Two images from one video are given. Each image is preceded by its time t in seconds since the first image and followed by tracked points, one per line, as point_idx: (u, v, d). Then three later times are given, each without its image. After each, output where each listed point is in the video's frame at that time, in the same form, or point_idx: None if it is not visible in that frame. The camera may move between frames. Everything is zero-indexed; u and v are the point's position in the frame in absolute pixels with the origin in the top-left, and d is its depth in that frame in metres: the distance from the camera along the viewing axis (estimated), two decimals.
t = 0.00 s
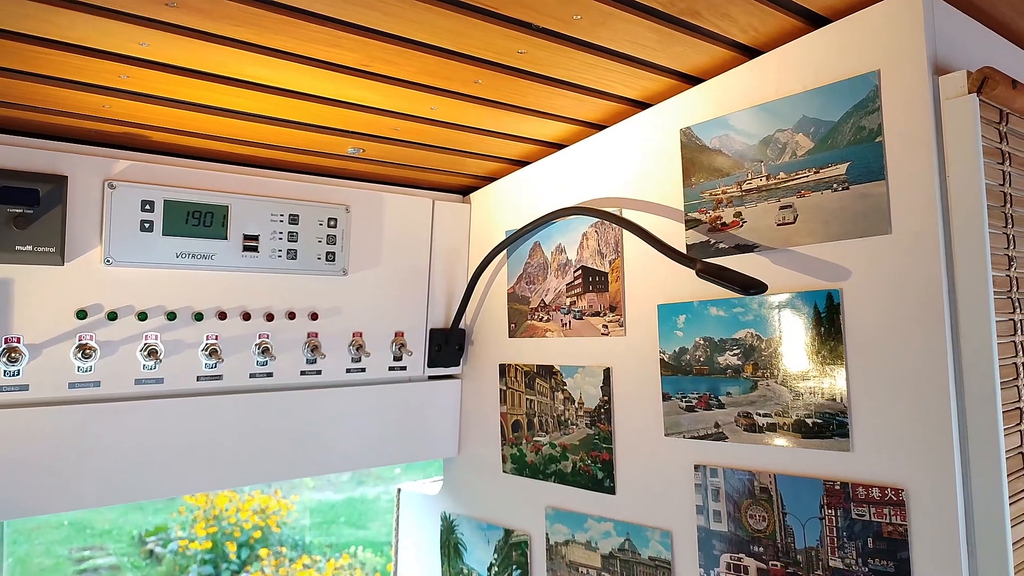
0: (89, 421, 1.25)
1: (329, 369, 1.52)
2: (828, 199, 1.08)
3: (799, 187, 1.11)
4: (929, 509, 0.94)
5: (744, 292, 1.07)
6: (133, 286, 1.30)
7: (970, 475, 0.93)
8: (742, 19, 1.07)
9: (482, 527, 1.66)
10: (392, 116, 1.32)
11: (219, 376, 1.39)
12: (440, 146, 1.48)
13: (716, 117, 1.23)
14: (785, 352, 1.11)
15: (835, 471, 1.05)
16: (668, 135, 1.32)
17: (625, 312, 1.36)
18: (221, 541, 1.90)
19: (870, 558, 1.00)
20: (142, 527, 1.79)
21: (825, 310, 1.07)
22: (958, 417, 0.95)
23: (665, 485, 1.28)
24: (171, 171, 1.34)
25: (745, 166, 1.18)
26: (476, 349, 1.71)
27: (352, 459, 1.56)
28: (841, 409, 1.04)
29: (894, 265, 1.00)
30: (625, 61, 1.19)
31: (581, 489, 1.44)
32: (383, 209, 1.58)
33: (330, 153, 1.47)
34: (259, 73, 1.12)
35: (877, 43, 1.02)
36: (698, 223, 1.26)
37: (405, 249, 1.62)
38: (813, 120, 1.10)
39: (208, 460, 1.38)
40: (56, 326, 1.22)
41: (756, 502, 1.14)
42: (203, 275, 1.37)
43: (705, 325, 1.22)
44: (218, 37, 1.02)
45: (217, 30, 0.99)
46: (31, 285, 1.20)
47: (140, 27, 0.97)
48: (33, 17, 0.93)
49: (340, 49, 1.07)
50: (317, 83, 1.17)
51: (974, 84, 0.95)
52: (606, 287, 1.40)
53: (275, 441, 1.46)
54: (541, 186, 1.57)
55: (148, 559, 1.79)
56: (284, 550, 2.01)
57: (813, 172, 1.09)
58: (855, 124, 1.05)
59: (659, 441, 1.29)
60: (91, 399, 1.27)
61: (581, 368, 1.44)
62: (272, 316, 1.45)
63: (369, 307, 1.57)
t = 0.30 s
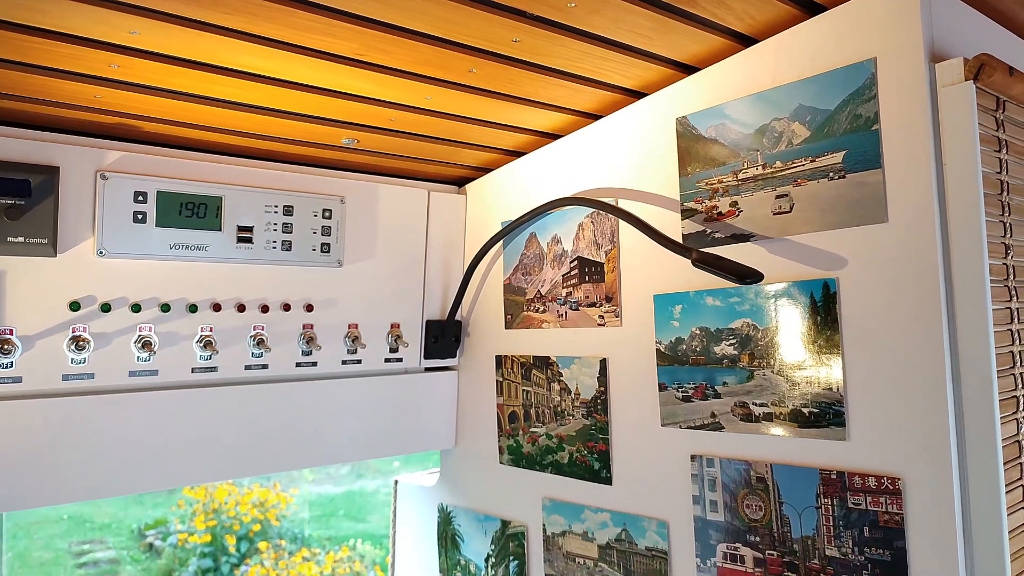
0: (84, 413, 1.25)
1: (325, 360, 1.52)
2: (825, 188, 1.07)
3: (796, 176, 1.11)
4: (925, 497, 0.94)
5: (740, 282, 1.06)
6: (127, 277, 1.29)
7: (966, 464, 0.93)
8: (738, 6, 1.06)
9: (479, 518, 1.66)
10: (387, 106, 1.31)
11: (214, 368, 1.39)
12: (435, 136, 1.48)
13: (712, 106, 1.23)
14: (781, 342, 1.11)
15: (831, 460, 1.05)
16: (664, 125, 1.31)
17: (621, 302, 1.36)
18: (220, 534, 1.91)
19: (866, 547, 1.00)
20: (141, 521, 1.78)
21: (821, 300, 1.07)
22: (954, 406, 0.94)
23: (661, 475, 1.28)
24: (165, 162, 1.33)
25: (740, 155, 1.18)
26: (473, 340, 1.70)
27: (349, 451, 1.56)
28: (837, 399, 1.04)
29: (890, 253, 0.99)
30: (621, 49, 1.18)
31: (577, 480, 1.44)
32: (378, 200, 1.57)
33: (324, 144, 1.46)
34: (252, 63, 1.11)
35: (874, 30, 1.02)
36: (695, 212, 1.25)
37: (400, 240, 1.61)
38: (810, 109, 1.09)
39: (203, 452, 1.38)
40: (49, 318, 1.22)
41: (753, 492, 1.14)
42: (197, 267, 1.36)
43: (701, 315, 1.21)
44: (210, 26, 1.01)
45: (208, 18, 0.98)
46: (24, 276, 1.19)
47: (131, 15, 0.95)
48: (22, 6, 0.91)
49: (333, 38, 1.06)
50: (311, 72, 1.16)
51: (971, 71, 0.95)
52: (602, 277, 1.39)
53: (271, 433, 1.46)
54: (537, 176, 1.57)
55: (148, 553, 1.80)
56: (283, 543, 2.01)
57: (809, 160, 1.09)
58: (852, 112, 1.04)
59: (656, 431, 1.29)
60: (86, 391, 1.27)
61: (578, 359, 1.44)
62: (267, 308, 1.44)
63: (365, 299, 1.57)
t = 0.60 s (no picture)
0: (77, 403, 1.24)
1: (320, 351, 1.51)
2: (822, 178, 1.07)
3: (793, 166, 1.10)
4: (920, 489, 0.94)
5: (736, 272, 1.06)
6: (120, 267, 1.28)
7: (961, 455, 0.93)
8: None
9: (474, 510, 1.66)
10: (383, 96, 1.30)
11: (208, 358, 1.38)
12: (432, 126, 1.47)
13: (709, 97, 1.22)
14: (778, 333, 1.11)
15: (827, 451, 1.04)
16: (661, 115, 1.30)
17: (617, 294, 1.35)
18: (215, 528, 1.91)
19: (861, 539, 1.00)
20: (136, 515, 1.79)
21: (818, 291, 1.06)
22: (950, 398, 0.94)
23: (656, 466, 1.28)
24: (159, 151, 1.32)
25: (738, 145, 1.17)
26: (468, 332, 1.70)
27: (343, 443, 1.55)
28: (833, 390, 1.04)
29: (887, 243, 0.99)
30: (619, 39, 1.17)
31: (572, 472, 1.43)
32: (374, 191, 1.57)
33: (320, 133, 1.45)
34: (247, 50, 1.10)
35: (873, 20, 1.01)
36: (691, 203, 1.25)
37: (396, 231, 1.61)
38: (807, 99, 1.08)
39: (197, 443, 1.37)
40: (41, 308, 1.21)
41: (748, 483, 1.13)
42: (191, 256, 1.35)
43: (698, 307, 1.21)
44: (205, 12, 0.99)
45: (203, 4, 0.97)
46: (16, 264, 1.18)
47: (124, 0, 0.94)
48: None
49: (330, 25, 1.05)
50: (306, 60, 1.14)
51: (970, 61, 0.94)
52: (598, 269, 1.39)
53: (265, 424, 1.45)
54: (533, 168, 1.56)
55: (142, 547, 1.80)
56: (278, 537, 2.02)
57: (807, 151, 1.08)
58: (849, 102, 1.04)
59: (651, 423, 1.29)
60: (78, 381, 1.26)
61: (574, 351, 1.44)
62: (262, 298, 1.44)
63: (360, 290, 1.56)
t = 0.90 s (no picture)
0: (68, 391, 1.23)
1: (314, 340, 1.51)
2: (817, 167, 1.06)
3: (788, 155, 1.10)
4: (912, 478, 0.94)
5: (731, 260, 1.05)
6: (112, 254, 1.27)
7: (954, 444, 0.93)
8: None
9: (468, 500, 1.66)
10: (377, 83, 1.29)
11: (200, 347, 1.37)
12: (425, 114, 1.46)
13: (704, 85, 1.21)
14: (773, 322, 1.10)
15: (820, 440, 1.04)
16: (656, 104, 1.30)
17: (612, 284, 1.35)
18: (210, 520, 1.92)
19: (854, 527, 1.00)
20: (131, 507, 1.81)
21: (812, 280, 1.06)
22: (943, 387, 0.94)
23: (649, 455, 1.28)
24: (150, 138, 1.31)
25: (733, 134, 1.17)
26: (462, 322, 1.69)
27: (337, 432, 1.55)
28: (827, 378, 1.04)
29: (882, 231, 0.99)
30: (614, 27, 1.16)
31: (566, 461, 1.43)
32: (368, 179, 1.56)
33: (313, 121, 1.44)
34: (239, 35, 1.09)
35: (869, 7, 1.00)
36: (686, 192, 1.24)
37: (390, 220, 1.60)
38: (803, 87, 1.08)
39: (190, 431, 1.37)
40: (31, 295, 1.20)
41: (741, 472, 1.13)
42: (183, 245, 1.34)
43: (692, 296, 1.21)
44: None
45: None
46: (6, 251, 1.17)
47: None
48: None
49: (323, 10, 1.03)
50: (299, 46, 1.13)
51: (965, 49, 0.94)
52: (592, 259, 1.38)
53: (258, 413, 1.45)
54: (528, 157, 1.55)
55: (137, 538, 1.82)
56: (274, 529, 2.03)
57: (802, 139, 1.08)
58: (845, 90, 1.03)
59: (644, 412, 1.29)
60: (69, 369, 1.25)
61: (568, 340, 1.43)
62: (255, 287, 1.43)
63: (354, 279, 1.55)
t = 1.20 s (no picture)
0: (58, 383, 1.22)
1: (307, 332, 1.50)
2: (812, 155, 1.05)
3: (783, 143, 1.09)
4: (907, 466, 0.94)
5: (726, 249, 1.05)
6: (102, 245, 1.26)
7: (950, 433, 0.92)
8: None
9: (463, 492, 1.66)
10: (369, 71, 1.28)
11: (192, 339, 1.36)
12: (419, 104, 1.44)
13: (700, 74, 1.20)
14: (769, 313, 1.09)
15: (816, 430, 1.04)
16: (650, 93, 1.29)
17: (607, 274, 1.34)
18: (206, 515, 1.92)
19: (849, 516, 1.00)
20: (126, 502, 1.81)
21: (807, 269, 1.05)
22: (939, 376, 0.93)
23: (645, 445, 1.27)
24: (139, 127, 1.29)
25: (728, 122, 1.16)
26: (456, 314, 1.69)
27: (330, 424, 1.54)
28: (823, 367, 1.03)
29: (878, 219, 0.98)
30: (609, 15, 1.15)
31: (561, 453, 1.43)
32: (361, 170, 1.55)
33: (305, 110, 1.43)
34: (228, 22, 1.07)
35: None
36: (681, 181, 1.23)
37: (383, 211, 1.59)
38: (799, 75, 1.07)
39: (182, 424, 1.36)
40: (20, 286, 1.19)
41: (737, 463, 1.13)
42: (174, 235, 1.33)
43: (687, 286, 1.20)
44: None
45: None
46: None
47: None
48: None
49: None
50: (290, 34, 1.12)
51: (962, 36, 0.93)
52: (587, 249, 1.38)
53: (251, 406, 1.44)
54: (523, 147, 1.54)
55: (133, 533, 1.81)
56: (270, 523, 2.03)
57: (797, 127, 1.07)
58: (841, 78, 1.02)
59: (639, 403, 1.28)
60: (60, 361, 1.24)
61: (563, 331, 1.42)
62: (247, 278, 1.42)
63: (347, 270, 1.54)
